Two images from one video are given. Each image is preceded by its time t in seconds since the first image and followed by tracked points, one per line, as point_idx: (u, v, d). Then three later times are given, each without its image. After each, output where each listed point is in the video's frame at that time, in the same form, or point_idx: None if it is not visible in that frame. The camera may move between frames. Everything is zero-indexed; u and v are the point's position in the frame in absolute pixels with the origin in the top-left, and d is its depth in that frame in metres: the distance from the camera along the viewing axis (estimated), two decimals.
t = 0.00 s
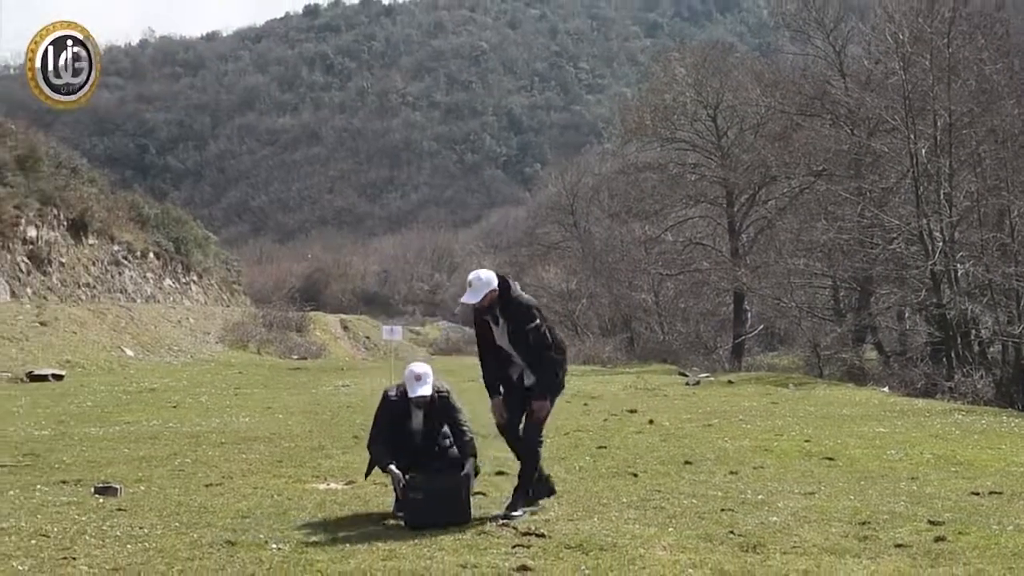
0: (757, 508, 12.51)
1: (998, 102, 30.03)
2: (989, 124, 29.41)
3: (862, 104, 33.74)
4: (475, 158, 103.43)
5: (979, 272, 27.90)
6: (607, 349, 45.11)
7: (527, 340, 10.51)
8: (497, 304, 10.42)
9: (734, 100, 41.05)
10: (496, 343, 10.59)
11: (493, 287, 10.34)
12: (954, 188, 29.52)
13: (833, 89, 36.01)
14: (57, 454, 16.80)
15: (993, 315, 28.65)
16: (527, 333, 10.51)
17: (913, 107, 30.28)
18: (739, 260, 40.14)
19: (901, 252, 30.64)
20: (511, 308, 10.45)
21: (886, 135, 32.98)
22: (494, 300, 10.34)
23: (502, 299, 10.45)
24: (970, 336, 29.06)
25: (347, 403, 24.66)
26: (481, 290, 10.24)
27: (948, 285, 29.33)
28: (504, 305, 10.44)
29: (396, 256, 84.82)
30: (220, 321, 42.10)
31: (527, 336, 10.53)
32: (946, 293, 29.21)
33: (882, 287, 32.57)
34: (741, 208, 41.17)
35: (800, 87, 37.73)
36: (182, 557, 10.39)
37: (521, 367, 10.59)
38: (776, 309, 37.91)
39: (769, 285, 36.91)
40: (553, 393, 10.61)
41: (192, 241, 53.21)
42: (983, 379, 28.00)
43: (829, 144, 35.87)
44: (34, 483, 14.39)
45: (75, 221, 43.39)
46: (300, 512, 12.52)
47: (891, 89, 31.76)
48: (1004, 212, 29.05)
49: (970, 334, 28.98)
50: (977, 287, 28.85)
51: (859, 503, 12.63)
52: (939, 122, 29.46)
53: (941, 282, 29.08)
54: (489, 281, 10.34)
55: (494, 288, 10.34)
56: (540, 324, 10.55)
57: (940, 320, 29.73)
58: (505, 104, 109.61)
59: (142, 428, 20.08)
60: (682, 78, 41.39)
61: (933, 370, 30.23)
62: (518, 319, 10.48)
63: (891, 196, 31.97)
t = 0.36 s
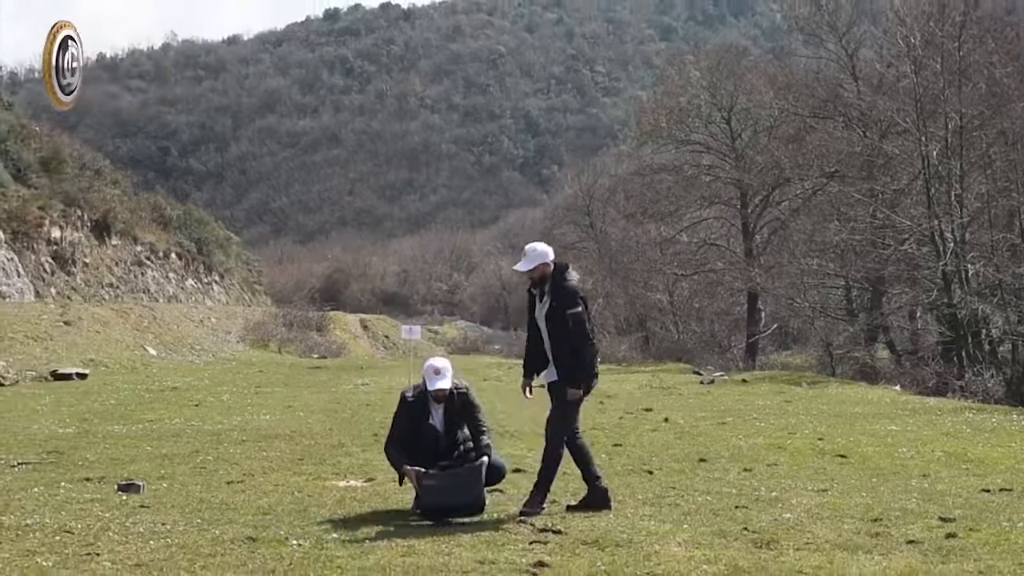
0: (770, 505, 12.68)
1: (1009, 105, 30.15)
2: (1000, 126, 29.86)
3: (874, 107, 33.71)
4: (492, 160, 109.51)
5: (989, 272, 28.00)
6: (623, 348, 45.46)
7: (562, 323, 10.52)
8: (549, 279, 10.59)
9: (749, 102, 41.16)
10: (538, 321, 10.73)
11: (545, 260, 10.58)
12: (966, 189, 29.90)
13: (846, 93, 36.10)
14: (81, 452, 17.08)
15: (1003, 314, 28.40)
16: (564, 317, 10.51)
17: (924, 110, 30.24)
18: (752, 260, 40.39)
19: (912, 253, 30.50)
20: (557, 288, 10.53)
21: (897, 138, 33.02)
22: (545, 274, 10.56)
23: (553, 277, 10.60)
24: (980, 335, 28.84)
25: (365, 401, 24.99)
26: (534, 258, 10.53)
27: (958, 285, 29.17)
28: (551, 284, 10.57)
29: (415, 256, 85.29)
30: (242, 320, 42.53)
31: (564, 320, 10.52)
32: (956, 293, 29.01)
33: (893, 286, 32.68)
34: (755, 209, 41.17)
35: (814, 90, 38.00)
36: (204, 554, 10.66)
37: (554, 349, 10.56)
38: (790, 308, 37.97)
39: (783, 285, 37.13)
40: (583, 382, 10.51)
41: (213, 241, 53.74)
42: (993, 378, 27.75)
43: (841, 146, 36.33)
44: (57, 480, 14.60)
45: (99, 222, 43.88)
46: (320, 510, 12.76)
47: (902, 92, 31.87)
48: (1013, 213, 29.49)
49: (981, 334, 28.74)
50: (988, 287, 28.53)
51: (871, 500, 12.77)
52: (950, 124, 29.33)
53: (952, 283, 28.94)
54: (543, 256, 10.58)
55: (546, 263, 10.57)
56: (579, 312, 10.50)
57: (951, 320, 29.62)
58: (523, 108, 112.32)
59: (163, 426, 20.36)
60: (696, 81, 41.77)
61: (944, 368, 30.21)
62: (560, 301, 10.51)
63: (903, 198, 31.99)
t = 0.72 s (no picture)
0: (768, 502, 12.84)
1: (1005, 107, 29.88)
2: (997, 128, 29.72)
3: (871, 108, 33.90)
4: (494, 162, 105.79)
5: (986, 273, 28.06)
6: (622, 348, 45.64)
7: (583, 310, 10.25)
8: (575, 268, 10.36)
9: (746, 104, 41.61)
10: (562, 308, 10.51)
11: (572, 248, 10.35)
12: (962, 190, 29.75)
13: (843, 94, 36.27)
14: (86, 450, 17.18)
15: (1000, 314, 28.67)
16: (585, 304, 10.25)
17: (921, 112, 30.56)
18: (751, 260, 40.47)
19: (909, 253, 30.56)
20: (583, 275, 10.33)
21: (895, 139, 33.13)
22: (573, 262, 10.33)
23: (581, 266, 10.38)
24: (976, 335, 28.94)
25: (367, 400, 25.11)
26: (561, 245, 10.30)
27: (955, 285, 29.29)
28: (577, 271, 10.36)
29: (416, 257, 85.44)
30: (245, 320, 42.59)
31: (584, 308, 10.26)
32: (953, 292, 29.21)
33: (890, 286, 32.52)
34: (753, 208, 41.76)
35: (811, 91, 38.00)
36: (211, 551, 10.76)
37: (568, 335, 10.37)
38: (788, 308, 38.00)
39: (781, 285, 37.25)
40: (585, 371, 10.21)
41: (216, 242, 53.90)
42: (990, 377, 27.82)
43: (839, 147, 35.95)
44: (62, 478, 14.68)
45: (103, 222, 43.95)
46: (324, 508, 12.90)
47: (899, 94, 32.31)
48: (1009, 214, 29.22)
49: (977, 333, 28.90)
50: (983, 286, 28.71)
51: (868, 497, 12.93)
52: (947, 125, 29.66)
53: (948, 282, 29.03)
54: (572, 244, 10.36)
55: (574, 250, 10.33)
56: (601, 301, 10.26)
57: (948, 319, 29.73)
58: (523, 109, 112.04)
59: (167, 425, 20.45)
60: (694, 83, 41.77)
61: (941, 368, 30.24)
62: (582, 288, 10.29)
63: (899, 198, 32.12)
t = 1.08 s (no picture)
0: (768, 502, 12.90)
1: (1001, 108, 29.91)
2: (993, 129, 29.31)
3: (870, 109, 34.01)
4: (494, 162, 105.79)
5: (983, 273, 28.14)
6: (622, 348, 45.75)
7: (592, 309, 10.34)
8: (586, 265, 10.47)
9: (746, 105, 41.54)
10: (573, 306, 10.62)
11: (581, 246, 10.46)
12: (959, 190, 29.85)
13: (842, 95, 36.32)
14: (90, 450, 17.24)
15: (998, 314, 28.60)
16: (594, 303, 10.33)
17: (920, 113, 30.66)
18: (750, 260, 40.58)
19: (906, 253, 30.64)
20: (593, 273, 10.41)
21: (893, 139, 33.41)
22: (584, 259, 10.46)
23: (592, 263, 10.49)
24: (973, 335, 28.99)
25: (370, 401, 25.16)
26: (570, 244, 10.42)
27: (953, 285, 29.40)
28: (588, 269, 10.47)
29: (416, 257, 85.52)
30: (247, 320, 42.65)
31: (594, 306, 10.34)
32: (951, 293, 29.29)
33: (888, 286, 32.54)
34: (753, 208, 41.90)
35: (810, 92, 38.09)
36: (214, 549, 10.85)
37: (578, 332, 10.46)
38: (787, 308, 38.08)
39: (780, 285, 37.43)
40: (598, 370, 10.32)
41: (218, 242, 53.96)
42: (988, 377, 27.90)
43: (837, 148, 36.08)
44: (66, 477, 14.75)
45: (106, 223, 44.02)
46: (326, 506, 12.97)
47: (897, 95, 32.33)
48: (1006, 214, 29.24)
49: (975, 334, 28.85)
50: (982, 287, 28.83)
51: (866, 496, 13.01)
52: (945, 127, 29.68)
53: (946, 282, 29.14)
54: (581, 242, 10.47)
55: (583, 248, 10.45)
56: (611, 299, 10.32)
57: (946, 319, 29.79)
58: (523, 109, 112.05)
59: (171, 425, 20.52)
60: (694, 85, 41.89)
61: (939, 368, 30.31)
62: (591, 286, 10.38)
63: (898, 199, 32.20)
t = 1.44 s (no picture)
0: (766, 501, 12.95)
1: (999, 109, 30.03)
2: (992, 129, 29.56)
3: (868, 111, 34.15)
4: (495, 163, 106.05)
5: (983, 273, 28.27)
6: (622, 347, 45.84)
7: (594, 313, 10.37)
8: (594, 265, 10.59)
9: (745, 106, 41.60)
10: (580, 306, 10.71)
11: (587, 248, 10.59)
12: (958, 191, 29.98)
13: (841, 96, 36.40)
14: (91, 449, 17.30)
15: (996, 313, 28.69)
16: (597, 305, 10.35)
17: (918, 113, 30.64)
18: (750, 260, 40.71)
19: (905, 254, 30.78)
20: (600, 274, 10.46)
21: (892, 140, 33.38)
22: (592, 260, 10.59)
23: (600, 264, 10.58)
24: (972, 334, 29.09)
25: (371, 400, 25.23)
26: (578, 247, 10.56)
27: (952, 285, 29.49)
28: (596, 270, 10.55)
29: (417, 257, 85.60)
30: (248, 320, 42.71)
31: (596, 309, 10.36)
32: (949, 292, 29.39)
33: (887, 286, 32.65)
34: (752, 209, 41.98)
35: (809, 93, 38.16)
36: (214, 548, 10.89)
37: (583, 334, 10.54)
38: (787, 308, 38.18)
39: (779, 285, 37.34)
40: (601, 373, 10.40)
41: (220, 242, 54.03)
42: (986, 377, 27.98)
43: (837, 148, 36.39)
44: (67, 476, 14.82)
45: (107, 223, 44.10)
46: (326, 505, 13.03)
47: (896, 96, 32.35)
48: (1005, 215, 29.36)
49: (973, 333, 28.90)
50: (981, 286, 29.01)
51: (865, 495, 13.09)
52: (943, 127, 29.71)
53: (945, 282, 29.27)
54: (589, 243, 10.60)
55: (591, 250, 10.58)
56: (617, 300, 10.35)
57: (944, 319, 29.87)
58: (523, 110, 112.06)
59: (173, 424, 20.59)
60: (693, 85, 41.97)
61: (938, 367, 30.41)
62: (597, 286, 10.41)
63: (896, 200, 32.27)
